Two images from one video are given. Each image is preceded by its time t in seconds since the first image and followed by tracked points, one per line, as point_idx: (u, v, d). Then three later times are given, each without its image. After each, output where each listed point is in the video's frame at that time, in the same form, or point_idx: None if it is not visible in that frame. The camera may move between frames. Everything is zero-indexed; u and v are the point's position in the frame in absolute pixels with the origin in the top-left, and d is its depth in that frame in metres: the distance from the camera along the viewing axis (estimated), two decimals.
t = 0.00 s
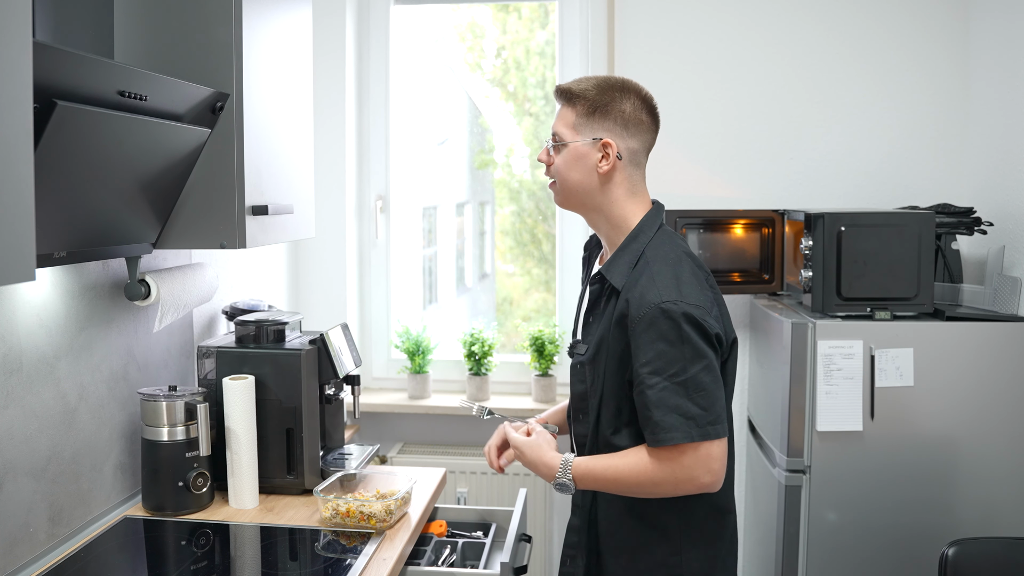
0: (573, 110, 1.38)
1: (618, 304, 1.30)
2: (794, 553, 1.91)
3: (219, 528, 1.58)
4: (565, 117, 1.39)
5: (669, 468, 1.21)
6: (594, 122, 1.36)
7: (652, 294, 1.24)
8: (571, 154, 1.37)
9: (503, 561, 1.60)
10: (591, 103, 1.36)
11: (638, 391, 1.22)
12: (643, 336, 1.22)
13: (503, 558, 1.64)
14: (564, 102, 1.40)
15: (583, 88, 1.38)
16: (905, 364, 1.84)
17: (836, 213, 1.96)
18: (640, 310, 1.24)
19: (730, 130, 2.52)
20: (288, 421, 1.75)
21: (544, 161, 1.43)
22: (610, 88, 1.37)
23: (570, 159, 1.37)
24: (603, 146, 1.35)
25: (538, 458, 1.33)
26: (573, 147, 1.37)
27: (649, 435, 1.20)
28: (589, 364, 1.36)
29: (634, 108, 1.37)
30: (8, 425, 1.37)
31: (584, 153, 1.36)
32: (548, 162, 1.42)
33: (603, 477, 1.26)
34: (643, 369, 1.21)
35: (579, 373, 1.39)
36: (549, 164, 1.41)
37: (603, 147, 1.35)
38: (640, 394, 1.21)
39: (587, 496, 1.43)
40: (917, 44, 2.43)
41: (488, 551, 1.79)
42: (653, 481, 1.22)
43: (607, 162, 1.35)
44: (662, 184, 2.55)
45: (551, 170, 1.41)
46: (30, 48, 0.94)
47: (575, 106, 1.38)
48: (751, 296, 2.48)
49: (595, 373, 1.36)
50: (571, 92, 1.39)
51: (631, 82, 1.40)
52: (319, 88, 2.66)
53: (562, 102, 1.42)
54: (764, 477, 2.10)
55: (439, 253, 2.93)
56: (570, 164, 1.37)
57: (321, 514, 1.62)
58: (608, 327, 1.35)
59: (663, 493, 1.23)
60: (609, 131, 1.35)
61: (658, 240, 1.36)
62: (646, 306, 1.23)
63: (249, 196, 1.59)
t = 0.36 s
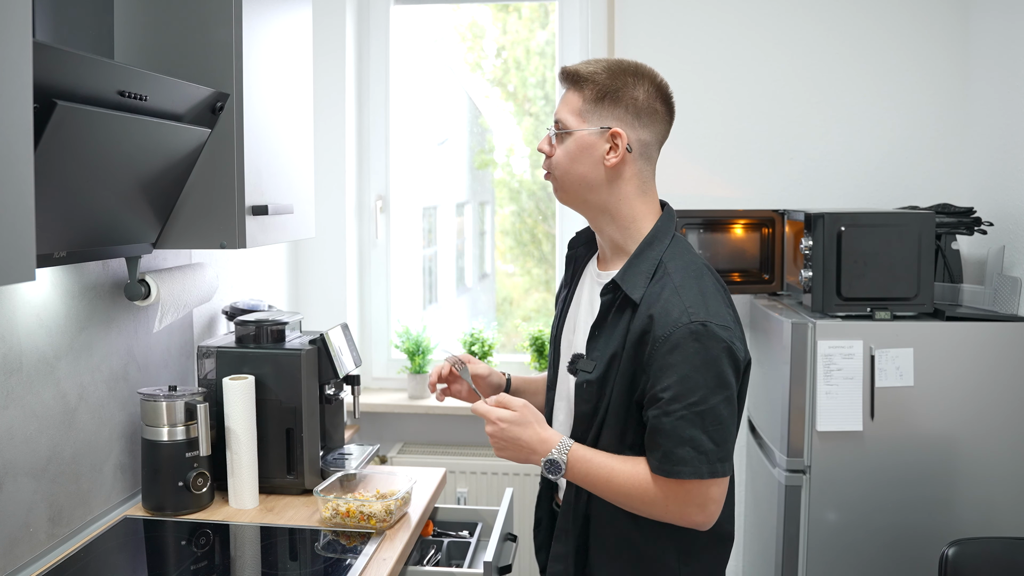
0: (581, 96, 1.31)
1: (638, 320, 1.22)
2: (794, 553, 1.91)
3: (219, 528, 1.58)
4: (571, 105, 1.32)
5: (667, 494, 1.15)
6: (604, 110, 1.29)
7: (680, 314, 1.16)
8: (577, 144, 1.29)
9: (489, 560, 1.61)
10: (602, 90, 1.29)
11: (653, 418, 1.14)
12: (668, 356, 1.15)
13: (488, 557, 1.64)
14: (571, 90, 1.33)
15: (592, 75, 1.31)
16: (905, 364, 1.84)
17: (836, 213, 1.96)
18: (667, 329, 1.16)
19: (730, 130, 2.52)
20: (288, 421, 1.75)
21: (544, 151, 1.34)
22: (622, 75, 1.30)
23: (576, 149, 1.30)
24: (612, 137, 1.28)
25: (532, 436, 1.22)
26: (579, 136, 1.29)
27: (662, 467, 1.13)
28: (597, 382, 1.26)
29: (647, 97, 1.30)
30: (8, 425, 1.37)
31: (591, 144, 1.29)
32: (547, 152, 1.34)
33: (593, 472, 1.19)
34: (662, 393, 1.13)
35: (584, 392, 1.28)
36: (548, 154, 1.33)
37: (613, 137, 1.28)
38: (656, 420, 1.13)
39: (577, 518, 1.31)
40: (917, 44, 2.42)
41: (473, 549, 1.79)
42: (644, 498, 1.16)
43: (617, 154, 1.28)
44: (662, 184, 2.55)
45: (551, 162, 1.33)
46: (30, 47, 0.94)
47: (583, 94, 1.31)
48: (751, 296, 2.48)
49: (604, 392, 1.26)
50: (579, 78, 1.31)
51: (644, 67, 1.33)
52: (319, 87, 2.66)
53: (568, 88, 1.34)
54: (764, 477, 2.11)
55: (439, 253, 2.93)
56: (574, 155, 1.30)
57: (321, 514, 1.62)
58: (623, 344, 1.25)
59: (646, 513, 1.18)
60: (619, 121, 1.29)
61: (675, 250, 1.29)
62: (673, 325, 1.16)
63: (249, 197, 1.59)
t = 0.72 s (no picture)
0: (628, 94, 1.21)
1: (668, 322, 1.19)
2: (794, 553, 1.91)
3: (219, 528, 1.58)
4: (614, 100, 1.21)
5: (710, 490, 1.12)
6: (650, 109, 1.23)
7: (713, 313, 1.15)
8: (632, 143, 1.20)
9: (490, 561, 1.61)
10: (644, 88, 1.23)
11: (697, 421, 1.11)
12: (706, 357, 1.13)
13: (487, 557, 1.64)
14: (608, 83, 1.22)
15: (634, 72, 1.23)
16: (905, 365, 1.84)
17: (836, 213, 1.96)
18: (702, 328, 1.15)
19: (730, 130, 2.52)
20: (288, 421, 1.75)
21: (581, 149, 1.19)
22: (656, 75, 1.26)
23: (632, 152, 1.20)
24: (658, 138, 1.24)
25: (557, 445, 1.10)
26: (634, 136, 1.20)
27: (708, 471, 1.09)
28: (625, 390, 1.21)
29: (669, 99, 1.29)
30: (8, 425, 1.37)
31: (643, 143, 1.21)
32: (588, 149, 1.19)
33: (633, 478, 1.11)
34: (704, 394, 1.11)
35: (610, 403, 1.22)
36: (591, 152, 1.19)
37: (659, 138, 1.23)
38: (698, 422, 1.10)
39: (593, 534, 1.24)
40: (917, 44, 2.42)
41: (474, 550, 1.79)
42: (687, 496, 1.11)
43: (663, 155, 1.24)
44: (662, 184, 2.55)
45: (599, 163, 1.19)
46: (31, 47, 0.94)
47: (628, 89, 1.22)
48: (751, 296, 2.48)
49: (630, 399, 1.21)
50: (621, 71, 1.21)
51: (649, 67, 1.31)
52: (319, 87, 2.66)
53: (599, 80, 1.23)
54: (764, 477, 2.11)
55: (439, 253, 2.93)
56: (625, 155, 1.20)
57: (321, 514, 1.62)
58: (650, 348, 1.21)
59: (684, 519, 1.12)
60: (659, 121, 1.25)
61: (686, 251, 1.28)
62: (708, 324, 1.14)
63: (249, 197, 1.59)
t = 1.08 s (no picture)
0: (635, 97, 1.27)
1: (670, 312, 1.26)
2: (794, 552, 1.91)
3: (219, 528, 1.58)
4: (621, 102, 1.25)
5: (729, 464, 1.19)
6: (648, 116, 1.29)
7: (708, 301, 1.26)
8: (634, 145, 1.25)
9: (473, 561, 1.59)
10: (646, 95, 1.29)
11: (713, 403, 1.18)
12: (711, 341, 1.22)
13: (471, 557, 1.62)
14: (616, 84, 1.26)
15: (642, 77, 1.28)
16: (905, 364, 1.84)
17: (836, 213, 1.96)
18: (704, 315, 1.24)
19: (730, 130, 2.52)
20: (288, 421, 1.75)
21: (591, 144, 1.22)
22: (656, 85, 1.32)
23: (635, 154, 1.25)
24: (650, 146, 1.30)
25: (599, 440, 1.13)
26: (637, 138, 1.25)
27: (727, 448, 1.17)
28: (636, 381, 1.24)
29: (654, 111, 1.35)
30: (8, 425, 1.37)
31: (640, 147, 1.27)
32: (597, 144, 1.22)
33: (661, 462, 1.16)
34: (718, 375, 1.20)
35: (623, 395, 1.24)
36: (599, 148, 1.22)
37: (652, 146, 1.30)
38: (716, 402, 1.19)
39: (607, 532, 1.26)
40: (918, 44, 2.42)
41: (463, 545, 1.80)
42: (710, 474, 1.18)
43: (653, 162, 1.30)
44: (662, 184, 2.56)
45: (605, 159, 1.22)
46: (30, 47, 0.94)
47: (635, 93, 1.27)
48: (751, 296, 2.48)
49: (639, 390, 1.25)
50: (631, 74, 1.26)
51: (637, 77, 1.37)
52: (319, 87, 2.66)
53: (607, 79, 1.26)
54: (764, 477, 2.11)
55: (439, 253, 2.93)
56: (628, 154, 1.24)
57: (321, 514, 1.62)
58: (654, 338, 1.26)
59: (704, 495, 1.19)
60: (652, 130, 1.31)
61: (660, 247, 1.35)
62: (708, 311, 1.24)
63: (249, 197, 1.59)
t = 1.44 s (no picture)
0: (614, 98, 1.29)
1: (655, 306, 1.29)
2: (794, 552, 1.92)
3: (219, 528, 1.58)
4: (602, 102, 1.26)
5: (711, 449, 1.24)
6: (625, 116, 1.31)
7: (689, 295, 1.30)
8: (615, 143, 1.26)
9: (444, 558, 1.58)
10: (625, 96, 1.31)
11: (697, 391, 1.23)
12: (695, 334, 1.27)
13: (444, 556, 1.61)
14: (595, 85, 1.27)
15: (619, 78, 1.30)
16: (905, 364, 1.84)
17: (836, 213, 1.96)
18: (688, 309, 1.29)
19: (730, 130, 2.52)
20: (288, 421, 1.75)
21: (574, 143, 1.23)
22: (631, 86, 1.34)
23: (616, 153, 1.27)
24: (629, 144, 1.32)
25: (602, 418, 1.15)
26: (617, 137, 1.27)
27: (710, 434, 1.22)
28: (624, 371, 1.26)
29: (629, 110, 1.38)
30: (8, 425, 1.37)
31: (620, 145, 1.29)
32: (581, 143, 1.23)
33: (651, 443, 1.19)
34: (702, 367, 1.25)
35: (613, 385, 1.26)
36: (582, 147, 1.23)
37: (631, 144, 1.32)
38: (700, 392, 1.23)
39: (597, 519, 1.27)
40: (917, 44, 2.42)
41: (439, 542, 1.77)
42: (693, 456, 1.22)
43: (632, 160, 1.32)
44: (662, 184, 2.56)
45: (590, 157, 1.24)
46: (30, 47, 0.94)
47: (614, 94, 1.28)
48: (751, 297, 2.49)
49: (627, 380, 1.27)
50: (608, 75, 1.28)
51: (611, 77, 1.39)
52: (319, 88, 2.66)
53: (586, 80, 1.28)
54: (764, 477, 2.11)
55: (439, 253, 2.93)
56: (610, 153, 1.26)
57: (321, 514, 1.62)
58: (641, 330, 1.28)
59: (686, 477, 1.22)
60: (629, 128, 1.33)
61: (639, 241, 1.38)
62: (691, 305, 1.29)
63: (249, 196, 1.59)
